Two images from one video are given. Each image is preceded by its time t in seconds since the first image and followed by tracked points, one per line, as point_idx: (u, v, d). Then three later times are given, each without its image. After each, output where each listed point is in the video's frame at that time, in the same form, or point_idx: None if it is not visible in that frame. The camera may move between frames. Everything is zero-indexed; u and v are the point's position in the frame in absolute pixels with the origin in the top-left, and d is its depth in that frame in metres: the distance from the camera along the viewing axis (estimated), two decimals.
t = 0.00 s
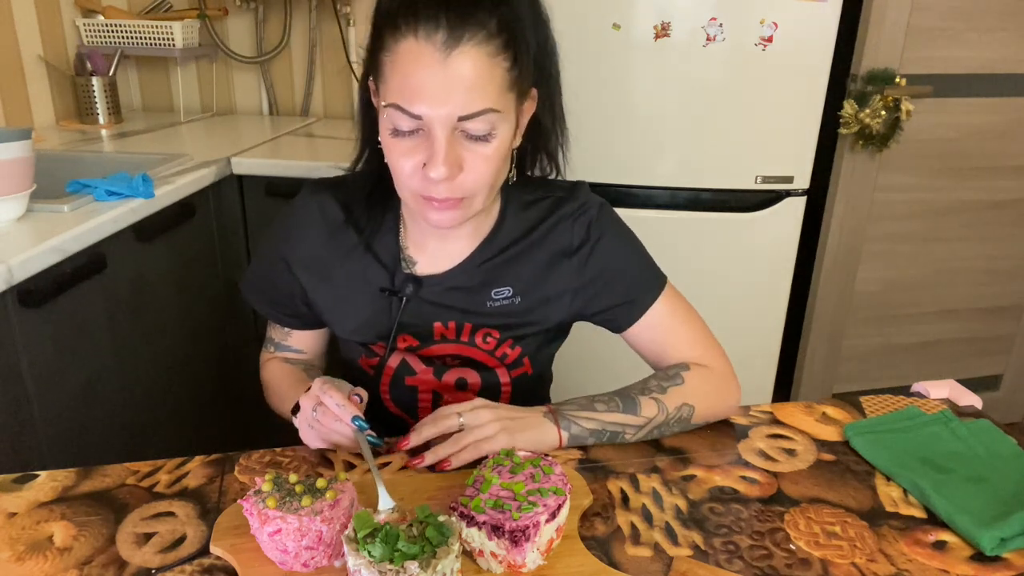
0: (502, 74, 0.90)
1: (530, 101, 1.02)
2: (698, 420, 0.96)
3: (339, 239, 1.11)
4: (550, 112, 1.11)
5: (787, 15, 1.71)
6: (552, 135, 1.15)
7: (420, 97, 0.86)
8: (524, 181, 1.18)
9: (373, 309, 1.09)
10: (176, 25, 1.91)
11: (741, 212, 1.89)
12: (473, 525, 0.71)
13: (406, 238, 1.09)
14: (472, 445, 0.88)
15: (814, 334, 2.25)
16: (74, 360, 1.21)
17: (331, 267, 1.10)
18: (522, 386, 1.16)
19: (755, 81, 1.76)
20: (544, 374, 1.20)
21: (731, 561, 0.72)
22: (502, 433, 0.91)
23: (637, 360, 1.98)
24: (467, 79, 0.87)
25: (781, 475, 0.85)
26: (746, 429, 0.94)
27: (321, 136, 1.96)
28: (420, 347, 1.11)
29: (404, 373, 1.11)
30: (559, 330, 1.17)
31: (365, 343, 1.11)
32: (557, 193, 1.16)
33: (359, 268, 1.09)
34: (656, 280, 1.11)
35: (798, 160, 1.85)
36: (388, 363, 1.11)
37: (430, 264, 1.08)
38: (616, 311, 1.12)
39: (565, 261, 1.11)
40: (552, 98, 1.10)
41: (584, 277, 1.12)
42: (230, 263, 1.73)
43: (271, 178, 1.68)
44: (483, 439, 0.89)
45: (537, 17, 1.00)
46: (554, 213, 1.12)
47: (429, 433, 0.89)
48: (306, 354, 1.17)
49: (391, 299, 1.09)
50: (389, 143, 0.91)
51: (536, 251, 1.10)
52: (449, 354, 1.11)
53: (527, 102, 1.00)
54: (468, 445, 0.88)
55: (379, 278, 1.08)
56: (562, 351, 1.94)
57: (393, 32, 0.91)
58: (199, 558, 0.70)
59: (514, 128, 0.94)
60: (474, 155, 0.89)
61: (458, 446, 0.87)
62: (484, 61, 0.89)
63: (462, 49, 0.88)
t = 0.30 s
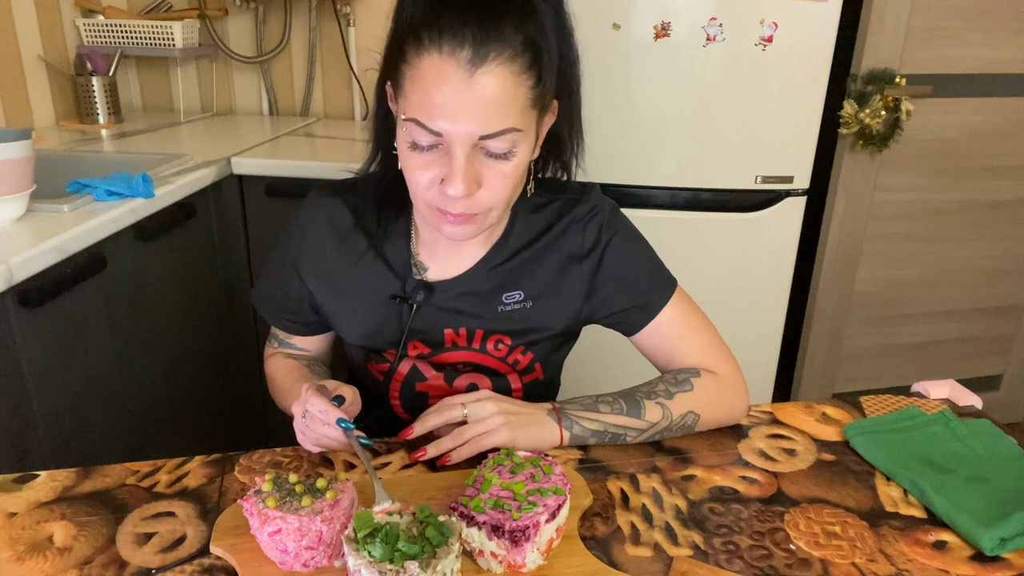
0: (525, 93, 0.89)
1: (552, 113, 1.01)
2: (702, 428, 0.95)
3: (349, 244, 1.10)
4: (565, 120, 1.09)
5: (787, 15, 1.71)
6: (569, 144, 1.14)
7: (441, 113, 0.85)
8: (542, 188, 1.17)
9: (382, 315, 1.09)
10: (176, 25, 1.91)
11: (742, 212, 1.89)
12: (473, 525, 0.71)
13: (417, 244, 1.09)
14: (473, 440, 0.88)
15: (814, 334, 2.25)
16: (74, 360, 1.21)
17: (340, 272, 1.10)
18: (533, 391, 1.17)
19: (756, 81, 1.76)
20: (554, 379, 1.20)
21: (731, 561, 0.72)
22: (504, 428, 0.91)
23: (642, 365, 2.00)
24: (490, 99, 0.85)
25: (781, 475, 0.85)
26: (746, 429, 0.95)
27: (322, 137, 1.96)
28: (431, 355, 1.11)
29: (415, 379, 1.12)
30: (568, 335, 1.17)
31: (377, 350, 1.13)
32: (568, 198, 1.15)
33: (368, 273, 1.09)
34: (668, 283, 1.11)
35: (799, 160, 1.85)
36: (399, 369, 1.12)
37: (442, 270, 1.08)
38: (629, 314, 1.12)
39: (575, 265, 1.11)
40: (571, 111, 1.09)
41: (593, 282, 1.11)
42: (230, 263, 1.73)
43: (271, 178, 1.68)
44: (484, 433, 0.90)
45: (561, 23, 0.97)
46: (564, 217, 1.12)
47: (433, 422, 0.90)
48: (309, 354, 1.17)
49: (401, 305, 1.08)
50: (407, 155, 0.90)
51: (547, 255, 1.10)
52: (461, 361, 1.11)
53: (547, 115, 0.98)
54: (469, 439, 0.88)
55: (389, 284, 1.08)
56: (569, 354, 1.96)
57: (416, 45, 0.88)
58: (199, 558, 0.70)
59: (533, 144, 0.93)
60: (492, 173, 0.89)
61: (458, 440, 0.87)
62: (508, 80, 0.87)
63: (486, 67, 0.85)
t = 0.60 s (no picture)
0: (531, 99, 0.89)
1: (556, 117, 1.01)
2: (703, 429, 0.95)
3: (350, 243, 1.10)
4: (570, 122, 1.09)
5: (787, 15, 1.71)
6: (572, 145, 1.13)
7: (447, 118, 0.85)
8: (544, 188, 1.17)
9: (384, 314, 1.09)
10: (176, 25, 1.91)
11: (742, 212, 1.89)
12: (473, 525, 0.71)
13: (418, 243, 1.09)
14: (472, 442, 0.88)
15: (814, 334, 2.25)
16: (74, 359, 1.21)
17: (341, 271, 1.10)
18: (534, 390, 1.17)
19: (756, 81, 1.76)
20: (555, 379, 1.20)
21: (731, 561, 0.72)
22: (504, 430, 0.91)
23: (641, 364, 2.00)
24: (497, 104, 0.85)
25: (781, 475, 0.85)
26: (746, 429, 0.95)
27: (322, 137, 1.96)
28: (432, 354, 1.11)
29: (415, 377, 1.11)
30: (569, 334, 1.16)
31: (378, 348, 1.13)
32: (569, 197, 1.15)
33: (370, 272, 1.09)
34: (668, 283, 1.11)
35: (798, 160, 1.85)
36: (399, 367, 1.12)
37: (443, 270, 1.08)
38: (630, 314, 1.12)
39: (575, 264, 1.11)
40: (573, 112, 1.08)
41: (594, 281, 1.11)
42: (230, 263, 1.74)
43: (271, 179, 1.68)
44: (484, 435, 0.90)
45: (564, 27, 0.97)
46: (565, 216, 1.12)
47: (434, 424, 0.90)
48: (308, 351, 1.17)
49: (403, 304, 1.09)
50: (412, 158, 0.90)
51: (548, 254, 1.10)
52: (462, 360, 1.11)
53: (552, 119, 0.98)
54: (469, 441, 0.88)
55: (391, 283, 1.08)
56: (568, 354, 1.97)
57: (424, 50, 0.88)
58: (199, 558, 0.70)
59: (538, 150, 0.93)
60: (496, 178, 0.88)
61: (458, 441, 0.87)
62: (514, 86, 0.87)
63: (494, 73, 0.85)
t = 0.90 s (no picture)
0: (527, 99, 0.89)
1: (552, 118, 1.01)
2: (702, 429, 0.95)
3: (348, 239, 1.10)
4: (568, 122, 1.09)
5: (787, 15, 1.71)
6: (569, 145, 1.14)
7: (444, 117, 0.85)
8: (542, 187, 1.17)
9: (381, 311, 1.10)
10: (176, 25, 1.91)
11: (742, 212, 1.88)
12: (473, 525, 0.71)
13: (415, 240, 1.09)
14: (472, 443, 0.88)
15: (814, 334, 2.25)
16: (74, 359, 1.22)
17: (339, 266, 1.10)
18: (530, 390, 1.16)
19: (755, 81, 1.76)
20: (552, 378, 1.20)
21: (731, 561, 0.72)
22: (503, 431, 0.91)
23: (641, 364, 2.00)
24: (493, 103, 0.85)
25: (781, 475, 0.85)
26: (746, 429, 0.95)
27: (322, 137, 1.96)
28: (427, 349, 1.11)
29: (411, 373, 1.11)
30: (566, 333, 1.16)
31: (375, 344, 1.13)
32: (567, 196, 1.15)
33: (367, 267, 1.09)
34: (666, 283, 1.11)
35: (798, 161, 1.85)
36: (396, 363, 1.11)
37: (439, 266, 1.08)
38: (627, 313, 1.12)
39: (573, 263, 1.11)
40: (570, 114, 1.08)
41: (591, 280, 1.11)
42: (229, 263, 1.74)
43: (271, 179, 1.68)
44: (483, 436, 0.90)
45: (562, 29, 0.97)
46: (563, 214, 1.12)
47: (432, 426, 0.91)
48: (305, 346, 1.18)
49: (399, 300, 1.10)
50: (409, 157, 0.90)
51: (545, 252, 1.10)
52: (457, 356, 1.11)
53: (548, 119, 0.99)
54: (467, 443, 0.88)
55: (388, 279, 1.09)
56: (567, 353, 1.96)
57: (421, 50, 0.88)
58: (199, 558, 0.70)
59: (534, 149, 0.93)
60: (493, 177, 0.89)
61: (457, 443, 0.87)
62: (511, 85, 0.87)
63: (490, 72, 0.85)
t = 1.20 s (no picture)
0: (527, 106, 0.89)
1: (552, 123, 1.01)
2: (702, 429, 0.95)
3: (349, 239, 1.10)
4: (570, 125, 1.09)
5: (787, 15, 1.71)
6: (570, 147, 1.13)
7: (444, 121, 0.85)
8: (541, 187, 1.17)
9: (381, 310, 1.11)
10: (176, 25, 1.91)
11: (742, 212, 1.88)
12: (473, 525, 0.71)
13: (415, 239, 1.09)
14: (472, 445, 0.88)
15: (814, 334, 2.25)
16: (74, 360, 1.22)
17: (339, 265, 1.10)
18: (530, 389, 1.16)
19: (755, 81, 1.76)
20: (551, 379, 1.20)
21: (731, 561, 0.72)
22: (503, 432, 0.91)
23: (641, 364, 2.00)
24: (493, 110, 0.85)
25: (781, 475, 0.85)
26: (746, 429, 0.95)
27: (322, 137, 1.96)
28: (427, 348, 1.11)
29: (410, 373, 1.11)
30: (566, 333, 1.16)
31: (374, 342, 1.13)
32: (568, 196, 1.15)
33: (368, 266, 1.10)
34: (667, 283, 1.11)
35: (798, 161, 1.85)
36: (396, 362, 1.11)
37: (439, 265, 1.08)
38: (627, 313, 1.12)
39: (572, 263, 1.11)
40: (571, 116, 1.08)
41: (591, 280, 1.11)
42: (230, 263, 1.74)
43: (271, 179, 1.68)
44: (483, 438, 0.90)
45: (564, 31, 0.97)
46: (563, 215, 1.12)
47: (433, 428, 0.90)
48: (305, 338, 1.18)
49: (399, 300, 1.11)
50: (408, 161, 0.90)
51: (545, 252, 1.10)
52: (457, 355, 1.11)
53: (549, 123, 0.99)
54: (467, 445, 0.88)
55: (388, 279, 1.10)
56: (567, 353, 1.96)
57: (422, 54, 0.88)
58: (199, 558, 0.70)
59: (534, 154, 0.93)
60: (492, 182, 0.89)
61: (457, 445, 0.87)
62: (511, 92, 0.87)
63: (490, 78, 0.85)
